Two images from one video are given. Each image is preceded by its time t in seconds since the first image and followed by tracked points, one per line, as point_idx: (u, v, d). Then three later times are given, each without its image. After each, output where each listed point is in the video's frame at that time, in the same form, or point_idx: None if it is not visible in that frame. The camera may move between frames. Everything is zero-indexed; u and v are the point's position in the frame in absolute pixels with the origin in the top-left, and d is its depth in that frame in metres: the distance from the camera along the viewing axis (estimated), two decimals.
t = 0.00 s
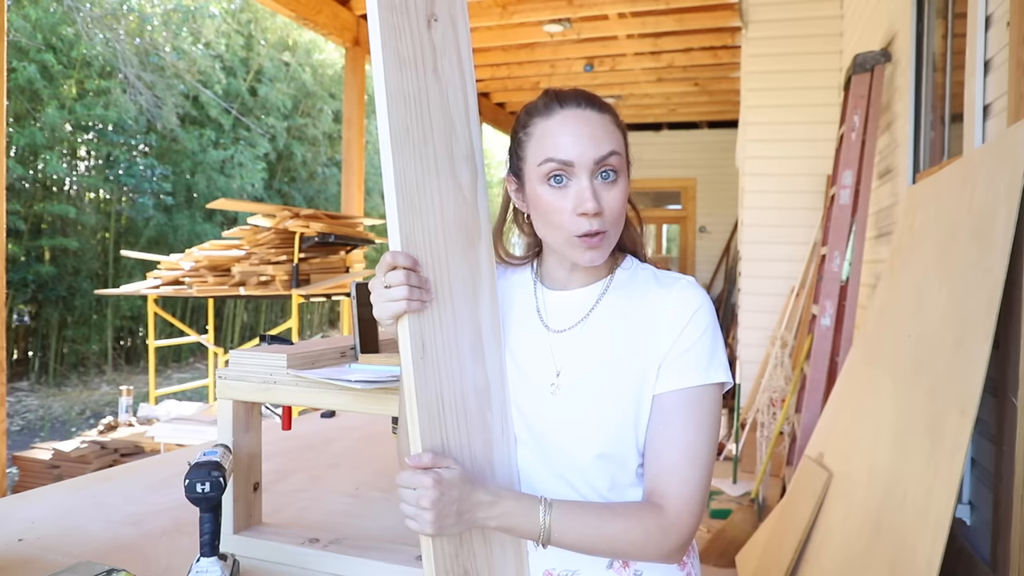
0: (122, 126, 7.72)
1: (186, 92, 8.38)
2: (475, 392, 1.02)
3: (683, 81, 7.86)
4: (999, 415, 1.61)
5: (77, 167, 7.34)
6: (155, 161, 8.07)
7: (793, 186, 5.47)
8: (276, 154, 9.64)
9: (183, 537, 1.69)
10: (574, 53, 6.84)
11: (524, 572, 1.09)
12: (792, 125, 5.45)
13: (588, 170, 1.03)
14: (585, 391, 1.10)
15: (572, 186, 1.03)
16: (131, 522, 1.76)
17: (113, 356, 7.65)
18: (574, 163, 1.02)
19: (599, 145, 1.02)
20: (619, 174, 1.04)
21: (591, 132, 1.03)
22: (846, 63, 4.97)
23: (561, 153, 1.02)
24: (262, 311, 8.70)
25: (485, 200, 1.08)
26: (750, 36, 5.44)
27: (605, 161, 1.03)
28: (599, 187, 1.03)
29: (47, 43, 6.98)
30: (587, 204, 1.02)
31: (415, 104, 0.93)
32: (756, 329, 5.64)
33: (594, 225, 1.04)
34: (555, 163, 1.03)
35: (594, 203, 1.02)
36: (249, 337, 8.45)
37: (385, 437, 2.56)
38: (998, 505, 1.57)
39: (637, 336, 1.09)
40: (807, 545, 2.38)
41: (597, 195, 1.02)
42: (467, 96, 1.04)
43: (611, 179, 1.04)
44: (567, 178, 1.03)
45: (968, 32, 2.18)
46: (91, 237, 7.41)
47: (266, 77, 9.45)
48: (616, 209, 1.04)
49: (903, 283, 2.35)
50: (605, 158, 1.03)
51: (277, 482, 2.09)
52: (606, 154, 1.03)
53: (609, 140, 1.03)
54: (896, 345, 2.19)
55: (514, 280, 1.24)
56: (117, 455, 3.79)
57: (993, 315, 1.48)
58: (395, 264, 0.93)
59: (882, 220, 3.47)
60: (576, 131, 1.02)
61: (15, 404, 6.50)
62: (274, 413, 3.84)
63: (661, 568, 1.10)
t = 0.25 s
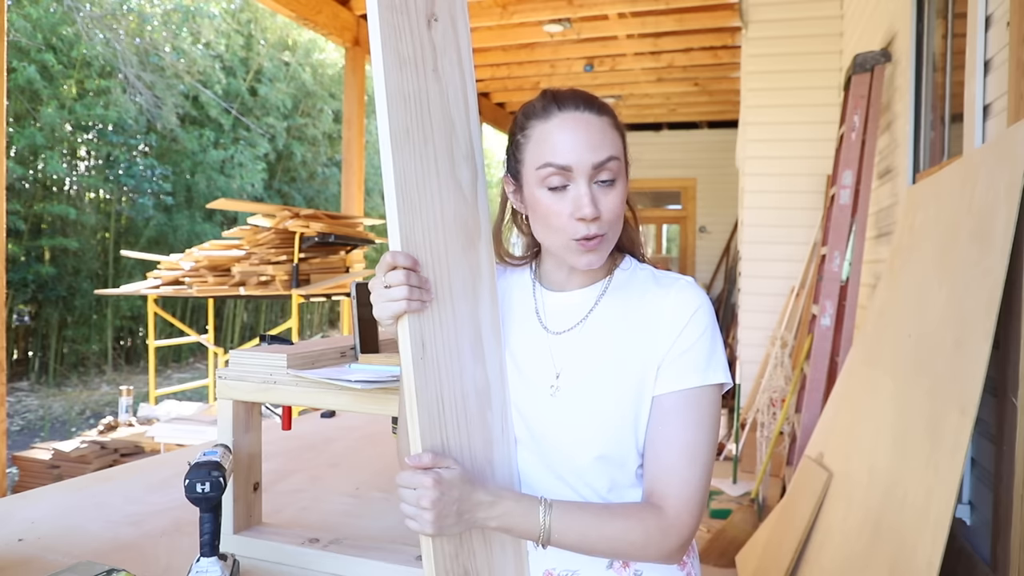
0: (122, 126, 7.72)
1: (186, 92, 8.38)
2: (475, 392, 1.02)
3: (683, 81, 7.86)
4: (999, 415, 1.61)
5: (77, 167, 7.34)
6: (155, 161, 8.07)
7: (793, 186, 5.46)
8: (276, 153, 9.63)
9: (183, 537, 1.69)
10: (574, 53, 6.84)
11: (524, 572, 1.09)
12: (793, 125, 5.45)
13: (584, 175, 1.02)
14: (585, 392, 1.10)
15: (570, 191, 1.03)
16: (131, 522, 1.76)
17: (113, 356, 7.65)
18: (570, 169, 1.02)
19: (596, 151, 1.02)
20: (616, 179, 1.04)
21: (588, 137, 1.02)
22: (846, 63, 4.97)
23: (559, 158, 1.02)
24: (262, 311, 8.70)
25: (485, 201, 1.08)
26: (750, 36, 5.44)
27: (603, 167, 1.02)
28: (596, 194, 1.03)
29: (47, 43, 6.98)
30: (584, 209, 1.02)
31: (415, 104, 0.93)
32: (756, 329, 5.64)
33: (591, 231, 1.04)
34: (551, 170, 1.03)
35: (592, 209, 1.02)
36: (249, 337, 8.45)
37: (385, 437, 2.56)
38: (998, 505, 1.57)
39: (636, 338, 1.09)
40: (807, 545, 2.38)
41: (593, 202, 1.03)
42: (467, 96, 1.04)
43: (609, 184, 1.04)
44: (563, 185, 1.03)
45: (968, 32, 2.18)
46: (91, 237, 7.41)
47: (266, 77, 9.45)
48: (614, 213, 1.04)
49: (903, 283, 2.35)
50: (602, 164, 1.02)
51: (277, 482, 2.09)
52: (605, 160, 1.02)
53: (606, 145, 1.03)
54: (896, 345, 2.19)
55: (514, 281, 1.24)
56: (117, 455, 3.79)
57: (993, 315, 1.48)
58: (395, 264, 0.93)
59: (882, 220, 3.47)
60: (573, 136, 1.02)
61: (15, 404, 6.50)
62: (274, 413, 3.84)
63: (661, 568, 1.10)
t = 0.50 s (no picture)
0: (122, 126, 7.72)
1: (186, 92, 8.38)
2: (475, 392, 1.02)
3: (683, 81, 7.86)
4: (999, 415, 1.61)
5: (77, 167, 7.34)
6: (155, 161, 8.07)
7: (794, 185, 5.46)
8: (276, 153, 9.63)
9: (183, 537, 1.69)
10: (574, 53, 6.84)
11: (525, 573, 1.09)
12: (793, 126, 5.45)
13: (577, 176, 1.02)
14: (584, 393, 1.10)
15: (563, 192, 1.03)
16: (131, 522, 1.76)
17: (113, 356, 7.65)
18: (563, 170, 1.02)
19: (589, 152, 1.02)
20: (609, 180, 1.04)
21: (581, 138, 1.02)
22: (846, 62, 4.97)
23: (551, 158, 1.02)
24: (262, 311, 8.69)
25: (485, 200, 1.08)
26: (750, 36, 5.44)
27: (596, 168, 1.02)
28: (589, 194, 1.03)
29: (47, 43, 6.98)
30: (576, 210, 1.02)
31: (415, 104, 0.93)
32: (756, 329, 5.64)
33: (582, 231, 1.04)
34: (544, 169, 1.03)
35: (584, 210, 1.02)
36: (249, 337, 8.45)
37: (385, 437, 2.56)
38: (998, 505, 1.57)
39: (634, 339, 1.09)
40: (807, 545, 2.38)
41: (586, 202, 1.02)
42: (467, 96, 1.04)
43: (602, 184, 1.04)
44: (556, 185, 1.03)
45: (967, 32, 2.18)
46: (91, 237, 7.41)
47: (266, 77, 9.45)
48: (607, 215, 1.04)
49: (903, 283, 2.35)
50: (595, 165, 1.02)
51: (277, 481, 2.09)
52: (597, 160, 1.02)
53: (600, 146, 1.02)
54: (896, 345, 2.19)
55: (513, 282, 1.24)
56: (117, 455, 3.79)
57: (993, 315, 1.48)
58: (395, 264, 0.93)
59: (882, 220, 3.47)
60: (566, 137, 1.02)
61: (15, 404, 6.50)
62: (274, 412, 3.84)
63: (661, 568, 1.10)
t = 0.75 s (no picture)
0: (122, 126, 7.73)
1: (186, 92, 8.39)
2: (474, 392, 1.02)
3: (683, 81, 7.86)
4: (999, 415, 1.61)
5: (77, 167, 7.34)
6: (155, 161, 8.07)
7: (794, 185, 5.46)
8: (276, 153, 9.63)
9: (183, 537, 1.69)
10: (574, 53, 6.84)
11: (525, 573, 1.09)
12: (793, 126, 5.45)
13: (572, 182, 1.02)
14: (581, 393, 1.10)
15: (557, 197, 1.03)
16: (131, 522, 1.76)
17: (113, 356, 7.66)
18: (557, 176, 1.02)
19: (583, 157, 1.01)
20: (605, 183, 1.04)
21: (575, 142, 1.01)
22: (846, 62, 4.97)
23: (545, 165, 1.02)
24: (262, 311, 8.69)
25: (484, 202, 1.08)
26: (750, 36, 5.45)
27: (591, 172, 1.02)
28: (584, 199, 1.03)
29: (47, 43, 6.98)
30: (572, 215, 1.02)
31: (414, 105, 0.93)
32: (756, 329, 5.65)
33: (579, 236, 1.04)
34: (539, 176, 1.03)
35: (580, 215, 1.02)
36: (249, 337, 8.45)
37: (385, 437, 2.56)
38: (998, 505, 1.57)
39: (629, 338, 1.09)
40: (807, 545, 2.38)
41: (581, 208, 1.02)
42: (466, 97, 1.04)
43: (597, 188, 1.04)
44: (550, 191, 1.03)
45: (968, 32, 2.18)
46: (91, 238, 7.41)
47: (266, 76, 9.44)
48: (602, 220, 1.04)
49: (903, 283, 2.35)
50: (591, 169, 1.02)
51: (277, 481, 2.09)
52: (592, 165, 1.02)
53: (594, 150, 1.02)
54: (896, 344, 2.19)
55: (510, 283, 1.24)
56: (117, 455, 3.79)
57: (993, 315, 1.48)
58: (394, 264, 0.93)
59: (882, 220, 3.47)
60: (559, 142, 1.01)
61: (15, 404, 6.50)
62: (274, 412, 3.84)
63: (661, 568, 1.10)
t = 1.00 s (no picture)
0: (122, 126, 7.73)
1: (186, 92, 8.39)
2: (473, 392, 1.02)
3: (683, 81, 7.86)
4: (999, 415, 1.61)
5: (77, 167, 7.34)
6: (155, 161, 8.07)
7: (795, 185, 5.46)
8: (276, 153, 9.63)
9: (183, 537, 1.69)
10: (574, 53, 6.85)
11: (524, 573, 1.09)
12: (793, 125, 5.45)
13: (562, 182, 1.02)
14: (579, 394, 1.10)
15: (547, 198, 1.03)
16: (131, 522, 1.76)
17: (113, 356, 7.66)
18: (546, 177, 1.02)
19: (572, 156, 1.01)
20: (595, 182, 1.04)
21: (563, 142, 1.01)
22: (846, 62, 4.97)
23: (533, 167, 1.02)
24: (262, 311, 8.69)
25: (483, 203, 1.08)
26: (750, 36, 5.45)
27: (581, 171, 1.02)
28: (574, 198, 1.02)
29: (47, 43, 6.98)
30: (563, 215, 1.02)
31: (413, 106, 0.93)
32: (756, 329, 5.64)
33: (571, 235, 1.04)
34: (528, 177, 1.03)
35: (571, 215, 1.02)
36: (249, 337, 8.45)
37: (385, 437, 2.56)
38: (998, 505, 1.57)
39: (626, 339, 1.09)
40: (807, 545, 2.38)
41: (572, 207, 1.02)
42: (465, 98, 1.04)
43: (588, 187, 1.04)
44: (540, 192, 1.03)
45: (968, 32, 2.18)
46: (91, 238, 7.41)
47: (266, 76, 9.44)
48: (594, 217, 1.04)
49: (903, 283, 2.35)
50: (580, 169, 1.02)
51: (277, 481, 2.09)
52: (581, 164, 1.02)
53: (583, 149, 1.02)
54: (896, 344, 2.19)
55: (507, 284, 1.24)
56: (117, 455, 3.79)
57: (993, 315, 1.48)
58: (392, 265, 0.93)
59: (882, 220, 3.47)
60: (547, 142, 1.01)
61: (15, 404, 6.50)
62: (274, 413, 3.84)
63: (660, 568, 1.10)
